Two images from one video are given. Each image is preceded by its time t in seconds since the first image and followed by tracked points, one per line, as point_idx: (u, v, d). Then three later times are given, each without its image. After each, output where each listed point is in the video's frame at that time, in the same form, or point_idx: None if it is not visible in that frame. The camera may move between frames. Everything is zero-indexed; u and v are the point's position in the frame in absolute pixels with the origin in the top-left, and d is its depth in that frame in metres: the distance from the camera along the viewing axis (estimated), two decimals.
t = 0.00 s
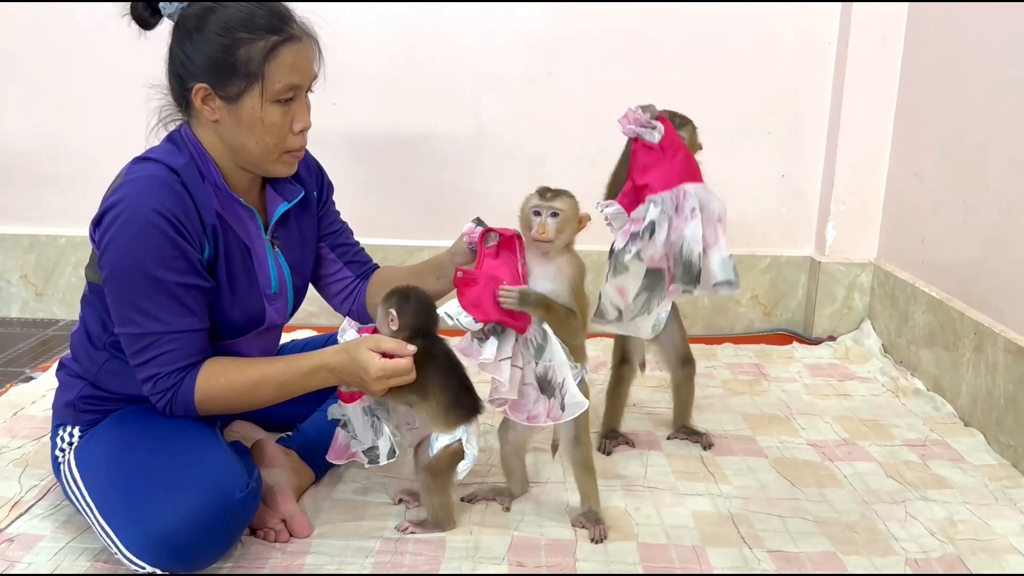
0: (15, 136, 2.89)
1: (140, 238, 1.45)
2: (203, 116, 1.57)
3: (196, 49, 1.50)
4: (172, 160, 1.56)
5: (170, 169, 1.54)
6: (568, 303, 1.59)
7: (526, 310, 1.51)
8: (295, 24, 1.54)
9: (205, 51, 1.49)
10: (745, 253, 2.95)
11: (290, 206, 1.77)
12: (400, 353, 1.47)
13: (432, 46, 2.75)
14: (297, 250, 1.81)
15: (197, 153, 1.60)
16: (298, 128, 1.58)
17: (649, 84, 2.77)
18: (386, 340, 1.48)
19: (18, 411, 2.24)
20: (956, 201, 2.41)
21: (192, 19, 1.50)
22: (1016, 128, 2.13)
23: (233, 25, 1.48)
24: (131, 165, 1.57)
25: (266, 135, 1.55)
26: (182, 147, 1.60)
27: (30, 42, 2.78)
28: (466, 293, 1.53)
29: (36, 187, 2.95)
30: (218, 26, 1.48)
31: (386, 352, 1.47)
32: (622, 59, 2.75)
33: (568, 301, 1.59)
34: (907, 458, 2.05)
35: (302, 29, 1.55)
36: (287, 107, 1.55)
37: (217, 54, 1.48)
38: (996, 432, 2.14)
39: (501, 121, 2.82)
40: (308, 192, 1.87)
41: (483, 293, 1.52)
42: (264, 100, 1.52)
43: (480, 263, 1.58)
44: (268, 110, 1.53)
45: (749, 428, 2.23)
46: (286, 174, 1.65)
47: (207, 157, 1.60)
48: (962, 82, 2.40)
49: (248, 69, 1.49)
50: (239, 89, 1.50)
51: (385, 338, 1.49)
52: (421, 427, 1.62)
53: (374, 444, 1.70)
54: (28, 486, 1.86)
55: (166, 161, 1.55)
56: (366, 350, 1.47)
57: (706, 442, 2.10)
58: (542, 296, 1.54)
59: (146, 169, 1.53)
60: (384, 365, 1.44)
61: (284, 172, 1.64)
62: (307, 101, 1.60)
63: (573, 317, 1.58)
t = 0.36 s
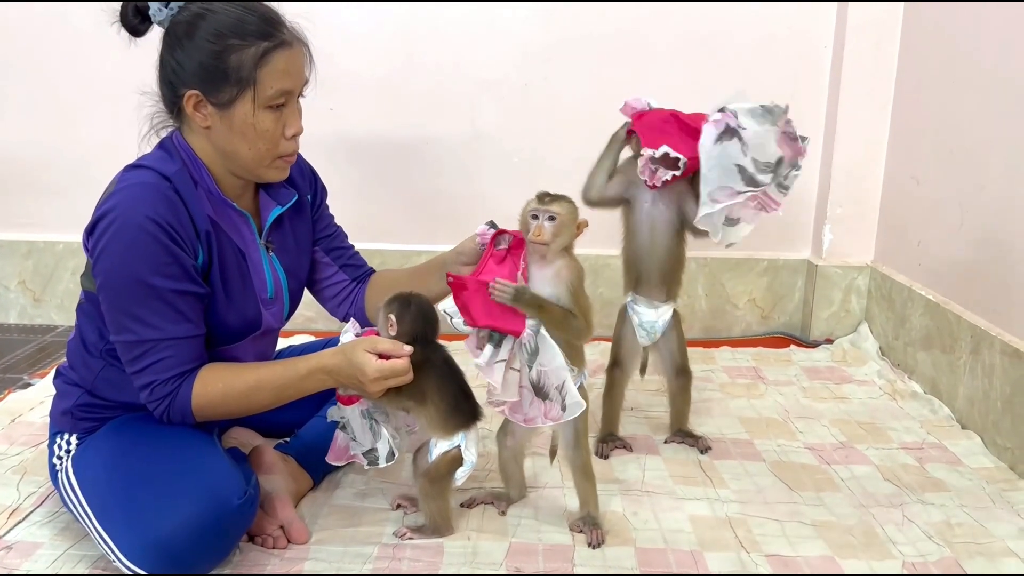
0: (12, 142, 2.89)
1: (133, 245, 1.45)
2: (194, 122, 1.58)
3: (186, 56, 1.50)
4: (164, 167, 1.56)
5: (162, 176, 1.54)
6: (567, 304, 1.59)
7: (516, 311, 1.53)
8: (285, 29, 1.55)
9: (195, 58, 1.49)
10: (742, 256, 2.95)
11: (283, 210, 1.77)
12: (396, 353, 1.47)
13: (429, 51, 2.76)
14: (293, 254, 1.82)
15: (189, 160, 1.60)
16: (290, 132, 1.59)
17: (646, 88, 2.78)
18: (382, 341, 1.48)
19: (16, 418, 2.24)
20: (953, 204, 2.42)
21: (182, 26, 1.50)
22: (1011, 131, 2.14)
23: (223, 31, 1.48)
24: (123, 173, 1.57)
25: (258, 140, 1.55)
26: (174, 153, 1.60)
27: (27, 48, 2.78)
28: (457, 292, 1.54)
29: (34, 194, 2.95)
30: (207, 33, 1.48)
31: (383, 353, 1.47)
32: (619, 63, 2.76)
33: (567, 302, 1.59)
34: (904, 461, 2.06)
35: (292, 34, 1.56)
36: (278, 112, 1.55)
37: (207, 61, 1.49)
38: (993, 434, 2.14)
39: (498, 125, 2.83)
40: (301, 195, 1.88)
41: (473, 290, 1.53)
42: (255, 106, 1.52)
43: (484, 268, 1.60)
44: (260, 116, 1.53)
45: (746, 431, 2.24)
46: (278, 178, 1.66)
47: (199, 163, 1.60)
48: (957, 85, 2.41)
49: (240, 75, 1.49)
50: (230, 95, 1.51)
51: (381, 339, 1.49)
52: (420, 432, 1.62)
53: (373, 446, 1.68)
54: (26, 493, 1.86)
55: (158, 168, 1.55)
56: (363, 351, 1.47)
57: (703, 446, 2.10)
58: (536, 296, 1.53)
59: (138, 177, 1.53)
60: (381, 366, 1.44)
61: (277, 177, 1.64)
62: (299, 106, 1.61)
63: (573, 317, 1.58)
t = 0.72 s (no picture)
0: (10, 148, 2.89)
1: (128, 255, 1.45)
2: (190, 131, 1.57)
3: (180, 66, 1.50)
4: (158, 175, 1.56)
5: (157, 184, 1.54)
6: (571, 298, 1.63)
7: (525, 296, 1.51)
8: (279, 35, 1.55)
9: (190, 67, 1.49)
10: (740, 260, 2.95)
11: (279, 216, 1.77)
12: (393, 360, 1.48)
13: (427, 56, 2.76)
14: (288, 260, 1.82)
15: (183, 167, 1.60)
16: (287, 140, 1.58)
17: (644, 92, 2.78)
18: (378, 348, 1.48)
19: (14, 424, 2.23)
20: (950, 208, 2.42)
21: (176, 35, 1.50)
22: (1008, 135, 2.14)
23: (217, 40, 1.48)
24: (117, 181, 1.57)
25: (255, 149, 1.56)
26: (168, 161, 1.60)
27: (25, 54, 2.78)
28: (470, 320, 1.48)
29: (31, 200, 2.95)
30: (201, 42, 1.48)
31: (379, 360, 1.47)
32: (617, 67, 2.76)
33: (570, 296, 1.63)
34: (903, 465, 2.06)
35: (286, 40, 1.56)
36: (275, 120, 1.55)
37: (201, 70, 1.48)
38: (991, 438, 2.14)
39: (496, 130, 2.83)
40: (296, 201, 1.87)
41: (479, 305, 1.48)
42: (252, 115, 1.52)
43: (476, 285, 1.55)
44: (257, 125, 1.53)
45: (744, 436, 2.24)
46: (273, 185, 1.66)
47: (193, 170, 1.60)
48: (955, 89, 2.41)
49: (236, 84, 1.49)
50: (227, 104, 1.51)
51: (377, 346, 1.49)
52: (418, 437, 1.61)
53: (371, 452, 1.69)
54: (23, 501, 1.86)
55: (152, 176, 1.55)
56: (360, 358, 1.46)
57: (702, 451, 2.10)
58: (539, 283, 1.56)
59: (133, 185, 1.53)
60: (377, 373, 1.44)
61: (273, 183, 1.65)
62: (294, 113, 1.60)
63: (575, 310, 1.62)
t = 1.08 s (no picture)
0: (10, 151, 2.89)
1: (135, 256, 1.45)
2: (203, 132, 1.57)
3: (192, 67, 1.49)
4: (165, 177, 1.56)
5: (164, 186, 1.54)
6: (573, 298, 1.62)
7: (529, 303, 1.52)
8: (291, 37, 1.55)
9: (202, 68, 1.49)
10: (741, 261, 2.95)
11: (285, 217, 1.77)
12: (396, 361, 1.49)
13: (427, 57, 2.76)
14: (293, 262, 1.82)
15: (191, 169, 1.60)
16: (299, 139, 1.61)
17: (644, 93, 2.78)
18: (382, 348, 1.49)
19: (15, 426, 2.23)
20: (951, 208, 2.42)
21: (189, 35, 1.49)
22: (1008, 136, 2.14)
23: (231, 41, 1.48)
24: (125, 183, 1.56)
25: (271, 148, 1.57)
26: (176, 163, 1.60)
27: (26, 56, 2.78)
28: (480, 338, 1.50)
29: (32, 202, 2.95)
30: (214, 43, 1.48)
31: (383, 361, 1.48)
32: (618, 68, 2.76)
33: (573, 296, 1.62)
34: (904, 466, 2.06)
35: (297, 41, 1.57)
36: (290, 119, 1.57)
37: (215, 71, 1.48)
38: (992, 439, 2.14)
39: (496, 131, 2.83)
40: (302, 203, 1.87)
41: (485, 321, 1.50)
42: (271, 114, 1.53)
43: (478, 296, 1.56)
44: (276, 124, 1.55)
45: (746, 436, 2.23)
46: (285, 184, 1.67)
47: (201, 173, 1.60)
48: (955, 91, 2.41)
49: (253, 85, 1.50)
50: (244, 104, 1.51)
51: (380, 347, 1.50)
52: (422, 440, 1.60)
53: (379, 454, 1.69)
54: (24, 502, 1.86)
55: (159, 178, 1.55)
56: (363, 359, 1.47)
57: (703, 452, 2.10)
58: (539, 287, 1.55)
59: (140, 187, 1.53)
60: (382, 373, 1.45)
61: (285, 183, 1.66)
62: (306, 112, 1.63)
63: (579, 310, 1.62)
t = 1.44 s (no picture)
0: (11, 151, 2.90)
1: (126, 245, 1.45)
2: (200, 125, 1.57)
3: (204, 64, 1.50)
4: (159, 169, 1.56)
5: (158, 177, 1.55)
6: (582, 298, 1.64)
7: (544, 304, 1.53)
8: (310, 58, 1.55)
9: (213, 67, 1.49)
10: (741, 262, 2.95)
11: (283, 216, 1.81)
12: (366, 323, 1.47)
13: (428, 58, 2.77)
14: (289, 258, 1.85)
15: (188, 163, 1.61)
16: (293, 156, 1.58)
17: (645, 94, 2.79)
18: (351, 314, 1.47)
19: (16, 427, 2.23)
20: (951, 209, 2.42)
21: (210, 33, 1.51)
22: (1009, 136, 2.15)
23: (248, 48, 1.49)
24: (120, 174, 1.57)
25: (259, 157, 1.55)
26: (173, 156, 1.61)
27: (28, 57, 2.79)
28: (491, 331, 1.50)
29: (33, 202, 2.95)
30: (230, 47, 1.49)
31: (355, 326, 1.46)
32: (618, 69, 2.77)
33: (582, 296, 1.64)
34: (905, 466, 2.06)
35: (316, 64, 1.56)
36: (285, 135, 1.55)
37: (224, 72, 1.49)
38: (993, 439, 2.14)
39: (497, 132, 2.83)
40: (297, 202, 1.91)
41: (499, 315, 1.50)
42: (263, 125, 1.51)
43: (490, 293, 1.56)
44: (265, 136, 1.53)
45: (747, 437, 2.23)
46: (269, 195, 1.65)
47: (199, 168, 1.61)
48: (956, 91, 2.42)
49: (254, 92, 1.49)
50: (241, 108, 1.50)
51: (349, 313, 1.48)
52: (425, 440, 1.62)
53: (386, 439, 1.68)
54: (25, 502, 1.86)
55: (154, 170, 1.56)
56: (339, 330, 1.44)
57: (704, 453, 2.10)
58: (554, 288, 1.57)
59: (135, 178, 1.53)
60: (358, 338, 1.43)
61: (268, 192, 1.64)
62: (307, 131, 1.60)
63: (588, 309, 1.63)
